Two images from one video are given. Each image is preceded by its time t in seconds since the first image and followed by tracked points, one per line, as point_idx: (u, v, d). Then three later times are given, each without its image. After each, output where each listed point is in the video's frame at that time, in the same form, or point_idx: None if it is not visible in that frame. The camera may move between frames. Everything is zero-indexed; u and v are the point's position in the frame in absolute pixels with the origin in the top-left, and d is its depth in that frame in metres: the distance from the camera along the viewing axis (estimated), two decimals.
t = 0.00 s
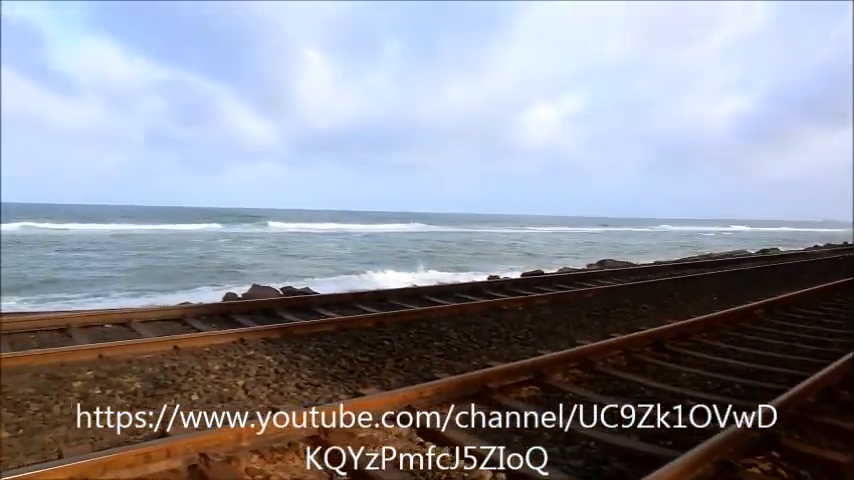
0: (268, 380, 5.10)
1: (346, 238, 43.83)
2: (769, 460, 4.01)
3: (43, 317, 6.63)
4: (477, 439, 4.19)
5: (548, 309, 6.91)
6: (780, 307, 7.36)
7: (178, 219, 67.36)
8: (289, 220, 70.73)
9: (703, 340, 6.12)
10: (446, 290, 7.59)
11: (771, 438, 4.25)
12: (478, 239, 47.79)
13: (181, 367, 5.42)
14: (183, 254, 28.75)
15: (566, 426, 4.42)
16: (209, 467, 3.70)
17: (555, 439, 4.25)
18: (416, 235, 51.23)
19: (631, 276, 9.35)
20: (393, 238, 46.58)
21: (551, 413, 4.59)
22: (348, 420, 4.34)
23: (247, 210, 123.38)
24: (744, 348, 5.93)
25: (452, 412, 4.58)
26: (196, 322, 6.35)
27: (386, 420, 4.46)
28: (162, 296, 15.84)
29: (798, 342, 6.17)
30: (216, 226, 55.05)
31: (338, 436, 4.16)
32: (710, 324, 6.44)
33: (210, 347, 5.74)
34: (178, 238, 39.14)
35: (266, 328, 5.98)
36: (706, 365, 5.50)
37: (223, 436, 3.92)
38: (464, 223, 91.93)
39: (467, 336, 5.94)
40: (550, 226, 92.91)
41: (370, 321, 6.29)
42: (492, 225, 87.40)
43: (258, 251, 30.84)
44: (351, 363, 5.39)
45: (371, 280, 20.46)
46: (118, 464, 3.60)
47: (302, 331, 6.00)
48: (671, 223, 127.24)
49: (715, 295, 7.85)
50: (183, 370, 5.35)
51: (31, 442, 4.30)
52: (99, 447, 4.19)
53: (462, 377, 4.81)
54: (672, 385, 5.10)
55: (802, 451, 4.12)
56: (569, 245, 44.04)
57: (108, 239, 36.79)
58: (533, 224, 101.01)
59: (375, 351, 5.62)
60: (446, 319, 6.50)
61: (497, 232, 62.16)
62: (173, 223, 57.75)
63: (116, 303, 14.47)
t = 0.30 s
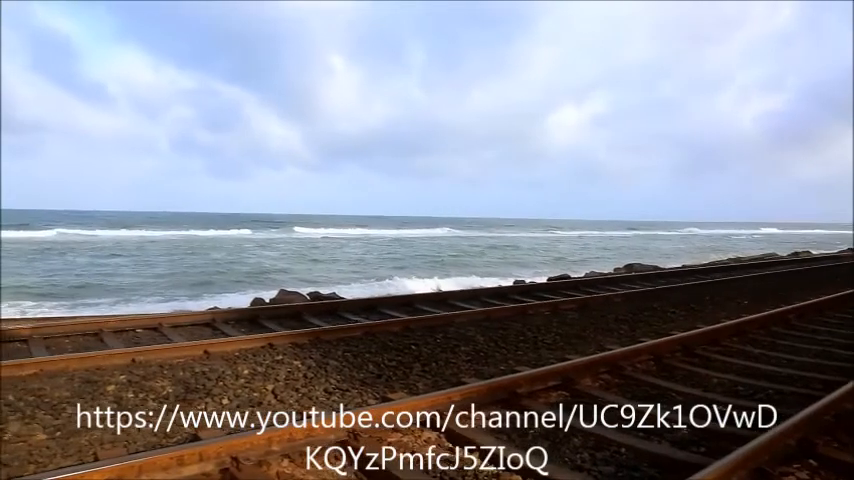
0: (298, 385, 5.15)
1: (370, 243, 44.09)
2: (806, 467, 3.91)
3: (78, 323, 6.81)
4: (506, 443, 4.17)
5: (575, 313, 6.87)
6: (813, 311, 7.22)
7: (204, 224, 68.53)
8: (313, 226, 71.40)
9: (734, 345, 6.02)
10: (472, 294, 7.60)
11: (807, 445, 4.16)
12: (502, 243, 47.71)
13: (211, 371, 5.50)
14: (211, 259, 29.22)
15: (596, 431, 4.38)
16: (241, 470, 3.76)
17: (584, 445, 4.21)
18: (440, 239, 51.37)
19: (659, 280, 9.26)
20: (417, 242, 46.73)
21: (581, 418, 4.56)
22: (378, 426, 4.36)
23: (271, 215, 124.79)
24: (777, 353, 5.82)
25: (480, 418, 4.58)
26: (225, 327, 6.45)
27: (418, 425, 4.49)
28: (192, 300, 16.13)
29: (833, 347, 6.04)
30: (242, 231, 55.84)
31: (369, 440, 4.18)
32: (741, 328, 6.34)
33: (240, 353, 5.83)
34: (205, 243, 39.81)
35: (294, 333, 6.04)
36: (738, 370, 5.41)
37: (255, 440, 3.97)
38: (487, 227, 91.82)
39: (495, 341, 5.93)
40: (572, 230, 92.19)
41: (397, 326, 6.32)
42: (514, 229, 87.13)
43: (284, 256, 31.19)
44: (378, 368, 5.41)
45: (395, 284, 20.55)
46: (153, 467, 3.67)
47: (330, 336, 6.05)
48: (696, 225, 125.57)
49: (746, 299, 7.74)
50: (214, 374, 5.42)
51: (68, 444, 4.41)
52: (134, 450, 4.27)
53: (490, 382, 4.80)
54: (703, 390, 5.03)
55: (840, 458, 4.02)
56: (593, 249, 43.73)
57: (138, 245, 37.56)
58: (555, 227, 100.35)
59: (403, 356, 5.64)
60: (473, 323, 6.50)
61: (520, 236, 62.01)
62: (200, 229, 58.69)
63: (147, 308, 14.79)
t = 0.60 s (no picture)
0: (329, 387, 5.19)
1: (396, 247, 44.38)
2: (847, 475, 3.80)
3: (114, 325, 6.98)
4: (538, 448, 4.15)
5: (605, 317, 6.82)
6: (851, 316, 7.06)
7: (231, 228, 69.54)
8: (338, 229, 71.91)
9: (769, 349, 5.92)
10: (501, 297, 7.59)
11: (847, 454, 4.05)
12: (528, 246, 47.63)
13: (243, 373, 5.57)
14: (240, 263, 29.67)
15: (630, 437, 4.33)
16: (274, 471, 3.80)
17: (618, 450, 4.17)
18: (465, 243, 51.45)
19: (690, 283, 9.14)
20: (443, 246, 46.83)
21: (614, 423, 4.53)
22: (409, 429, 4.37)
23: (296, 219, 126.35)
24: (814, 359, 5.70)
25: (511, 422, 4.57)
26: (255, 330, 6.54)
27: (450, 428, 4.51)
28: (223, 303, 16.41)
29: None
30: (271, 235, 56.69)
31: (402, 442, 4.20)
32: (776, 333, 6.23)
33: (271, 355, 5.90)
34: (233, 247, 40.44)
35: (324, 335, 6.09)
36: (774, 375, 5.32)
37: (287, 442, 4.01)
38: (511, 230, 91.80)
39: (524, 344, 5.91)
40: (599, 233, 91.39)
41: (426, 329, 6.34)
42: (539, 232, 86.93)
43: (311, 260, 31.52)
44: (408, 371, 5.43)
45: (421, 288, 20.62)
46: (188, 467, 3.73)
47: (360, 338, 6.09)
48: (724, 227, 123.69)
49: (781, 303, 7.60)
50: (246, 376, 5.50)
51: (106, 443, 4.51)
52: (169, 450, 4.34)
53: (521, 385, 4.79)
54: (738, 395, 4.95)
55: None
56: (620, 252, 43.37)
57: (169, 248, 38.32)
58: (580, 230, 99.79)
59: (432, 359, 5.65)
60: (502, 326, 6.49)
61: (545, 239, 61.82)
62: (228, 233, 59.80)
63: (180, 310, 15.08)
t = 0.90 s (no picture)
0: (360, 389, 5.24)
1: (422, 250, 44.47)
2: None
3: (150, 326, 7.16)
4: (570, 453, 4.14)
5: (637, 321, 6.76)
6: None
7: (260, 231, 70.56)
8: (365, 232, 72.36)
9: (807, 355, 5.80)
10: (531, 300, 7.58)
11: None
12: (555, 249, 47.28)
13: (275, 375, 5.65)
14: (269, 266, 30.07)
15: (664, 442, 4.28)
16: (307, 473, 3.85)
17: (652, 456, 4.13)
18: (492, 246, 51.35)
19: (723, 287, 9.00)
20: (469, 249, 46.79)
21: (647, 429, 4.48)
22: (440, 433, 4.38)
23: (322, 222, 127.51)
24: None
25: (543, 427, 4.55)
26: (287, 332, 6.64)
27: (481, 432, 4.52)
28: (254, 306, 16.68)
29: None
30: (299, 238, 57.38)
31: (433, 445, 4.23)
32: (814, 338, 6.10)
33: (303, 357, 5.97)
34: (262, 250, 41.03)
35: (354, 338, 6.15)
36: (813, 382, 5.21)
37: (321, 443, 4.05)
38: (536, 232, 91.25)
39: (555, 348, 5.90)
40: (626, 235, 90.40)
41: (457, 332, 6.36)
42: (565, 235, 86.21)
43: (339, 263, 31.80)
44: (439, 374, 5.45)
45: (448, 291, 20.65)
46: (223, 467, 3.78)
47: (390, 341, 6.13)
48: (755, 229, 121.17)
49: (819, 308, 7.43)
50: (278, 377, 5.58)
51: (143, 442, 4.60)
52: (205, 450, 4.42)
53: (553, 390, 4.78)
54: (776, 402, 4.86)
55: None
56: (650, 255, 42.74)
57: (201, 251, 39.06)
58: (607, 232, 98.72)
59: (463, 362, 5.66)
60: (532, 330, 6.48)
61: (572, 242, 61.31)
62: (257, 235, 60.72)
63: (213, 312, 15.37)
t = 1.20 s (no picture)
0: (397, 392, 5.27)
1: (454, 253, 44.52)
2: None
3: (190, 327, 7.33)
4: (608, 460, 4.09)
5: (676, 328, 6.67)
6: None
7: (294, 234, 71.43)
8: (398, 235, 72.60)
9: None
10: (567, 305, 7.54)
11: None
12: (588, 254, 46.81)
13: (313, 377, 5.73)
14: (303, 268, 30.51)
15: (706, 451, 4.21)
16: (345, 475, 3.89)
17: (693, 465, 4.06)
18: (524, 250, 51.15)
19: (765, 293, 8.80)
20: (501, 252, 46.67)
21: (688, 437, 4.42)
22: (477, 438, 4.37)
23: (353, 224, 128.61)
24: None
25: (581, 433, 4.50)
26: (323, 334, 6.73)
27: (519, 437, 4.50)
28: (290, 308, 16.92)
29: None
30: (333, 241, 58.10)
31: (471, 450, 4.22)
32: None
33: (340, 359, 6.04)
34: (296, 252, 41.58)
35: (391, 341, 6.20)
36: None
37: (358, 446, 4.09)
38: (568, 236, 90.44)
39: (593, 354, 5.86)
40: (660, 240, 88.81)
41: (492, 336, 6.36)
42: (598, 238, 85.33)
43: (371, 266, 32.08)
44: (475, 378, 5.46)
45: (481, 295, 20.65)
46: (263, 467, 3.85)
47: (426, 345, 6.17)
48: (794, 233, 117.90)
49: None
50: (316, 379, 5.65)
51: (184, 441, 4.71)
52: (244, 450, 4.50)
53: (591, 396, 4.73)
54: (822, 413, 4.74)
55: None
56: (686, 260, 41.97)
57: (237, 253, 39.85)
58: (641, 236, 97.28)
59: (499, 367, 5.66)
60: (569, 335, 6.45)
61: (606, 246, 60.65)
62: (292, 238, 61.74)
63: (250, 314, 15.63)
